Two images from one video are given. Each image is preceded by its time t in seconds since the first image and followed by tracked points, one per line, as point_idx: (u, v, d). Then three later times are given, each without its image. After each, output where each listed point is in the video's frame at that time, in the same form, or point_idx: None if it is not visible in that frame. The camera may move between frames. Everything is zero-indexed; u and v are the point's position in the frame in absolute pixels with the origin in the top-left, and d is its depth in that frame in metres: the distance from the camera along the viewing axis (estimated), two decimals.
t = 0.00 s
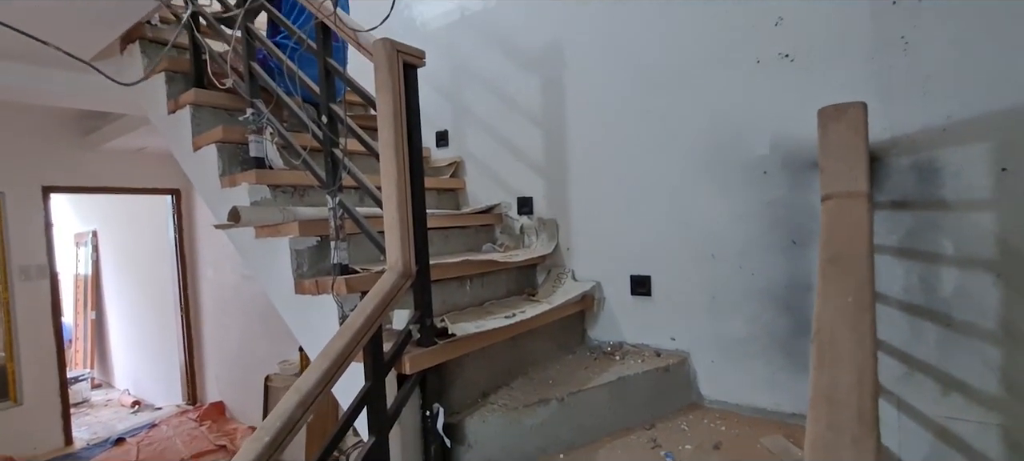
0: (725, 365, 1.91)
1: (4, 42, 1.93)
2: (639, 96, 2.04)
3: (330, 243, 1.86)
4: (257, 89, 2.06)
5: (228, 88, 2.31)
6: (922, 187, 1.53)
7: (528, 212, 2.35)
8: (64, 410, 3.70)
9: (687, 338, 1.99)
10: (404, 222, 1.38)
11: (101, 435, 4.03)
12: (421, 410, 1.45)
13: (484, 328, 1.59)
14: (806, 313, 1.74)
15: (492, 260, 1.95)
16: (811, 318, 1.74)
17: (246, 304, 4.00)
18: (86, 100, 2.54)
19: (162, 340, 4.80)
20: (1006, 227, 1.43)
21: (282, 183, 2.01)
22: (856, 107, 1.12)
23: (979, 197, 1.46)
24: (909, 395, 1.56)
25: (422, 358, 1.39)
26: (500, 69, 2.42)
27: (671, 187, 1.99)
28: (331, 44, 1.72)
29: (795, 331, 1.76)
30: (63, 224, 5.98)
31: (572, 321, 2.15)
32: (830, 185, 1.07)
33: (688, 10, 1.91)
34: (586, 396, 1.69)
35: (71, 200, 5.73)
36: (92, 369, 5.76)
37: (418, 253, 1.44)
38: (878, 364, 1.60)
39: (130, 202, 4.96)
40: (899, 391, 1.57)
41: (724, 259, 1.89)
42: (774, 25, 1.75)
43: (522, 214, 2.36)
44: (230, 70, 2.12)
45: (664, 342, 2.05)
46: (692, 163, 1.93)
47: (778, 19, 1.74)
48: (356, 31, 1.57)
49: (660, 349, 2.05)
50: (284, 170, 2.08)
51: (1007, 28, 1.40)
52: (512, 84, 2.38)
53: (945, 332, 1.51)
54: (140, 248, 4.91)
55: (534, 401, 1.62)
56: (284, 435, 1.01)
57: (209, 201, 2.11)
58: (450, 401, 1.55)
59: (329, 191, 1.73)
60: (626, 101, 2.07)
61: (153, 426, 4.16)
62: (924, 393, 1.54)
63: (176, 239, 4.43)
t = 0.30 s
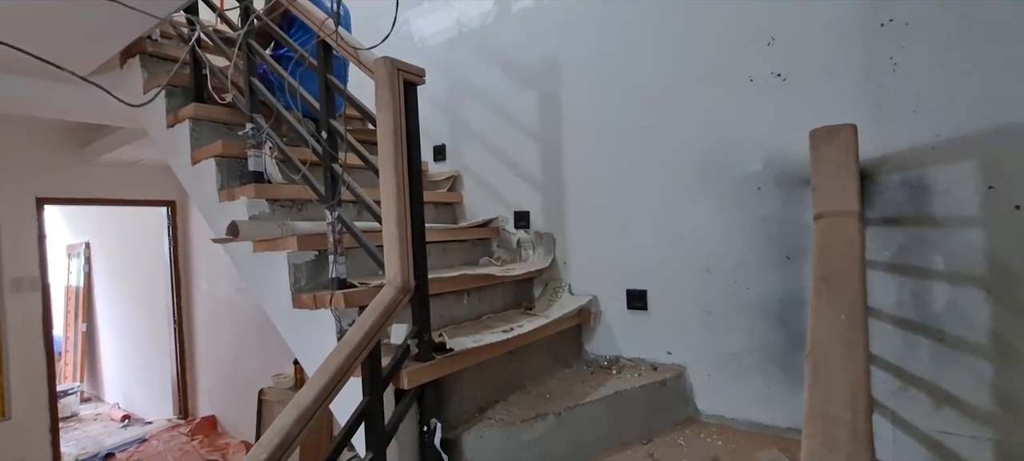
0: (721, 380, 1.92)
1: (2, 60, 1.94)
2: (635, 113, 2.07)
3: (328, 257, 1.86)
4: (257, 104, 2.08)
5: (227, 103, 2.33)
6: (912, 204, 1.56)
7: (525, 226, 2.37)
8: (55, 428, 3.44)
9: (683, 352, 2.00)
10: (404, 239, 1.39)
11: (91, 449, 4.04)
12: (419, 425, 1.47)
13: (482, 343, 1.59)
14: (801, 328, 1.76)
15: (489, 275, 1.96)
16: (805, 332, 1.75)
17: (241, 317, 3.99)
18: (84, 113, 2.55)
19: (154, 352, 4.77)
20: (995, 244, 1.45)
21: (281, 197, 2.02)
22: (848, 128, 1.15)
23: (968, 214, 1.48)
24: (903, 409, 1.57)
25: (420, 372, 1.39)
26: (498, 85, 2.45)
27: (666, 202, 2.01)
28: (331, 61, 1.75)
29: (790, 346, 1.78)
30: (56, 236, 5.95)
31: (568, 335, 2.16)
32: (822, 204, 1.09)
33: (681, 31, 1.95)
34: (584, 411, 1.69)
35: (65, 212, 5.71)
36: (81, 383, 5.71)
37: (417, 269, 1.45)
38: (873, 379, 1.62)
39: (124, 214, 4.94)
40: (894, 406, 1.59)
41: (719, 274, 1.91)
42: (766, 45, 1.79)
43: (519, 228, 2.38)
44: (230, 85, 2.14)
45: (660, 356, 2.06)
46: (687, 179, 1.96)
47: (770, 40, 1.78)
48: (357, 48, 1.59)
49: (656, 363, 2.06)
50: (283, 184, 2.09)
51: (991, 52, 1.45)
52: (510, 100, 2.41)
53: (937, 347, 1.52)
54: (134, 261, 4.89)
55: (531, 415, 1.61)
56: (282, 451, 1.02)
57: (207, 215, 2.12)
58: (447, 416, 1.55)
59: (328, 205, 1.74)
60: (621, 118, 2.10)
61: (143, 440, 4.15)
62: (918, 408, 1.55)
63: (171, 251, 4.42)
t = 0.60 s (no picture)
0: (717, 389, 1.93)
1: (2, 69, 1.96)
2: (631, 124, 2.09)
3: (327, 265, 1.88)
4: (257, 113, 2.10)
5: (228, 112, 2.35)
6: (904, 216, 1.58)
7: (522, 236, 2.39)
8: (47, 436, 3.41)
9: (679, 362, 2.02)
10: (404, 250, 1.41)
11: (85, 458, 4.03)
12: (417, 434, 1.47)
13: (480, 352, 1.60)
14: (795, 338, 1.77)
15: (487, 284, 1.97)
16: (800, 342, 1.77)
17: (237, 324, 3.98)
18: (83, 121, 2.56)
19: (148, 360, 4.75)
20: (984, 257, 1.47)
21: (280, 206, 2.03)
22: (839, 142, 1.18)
23: (959, 226, 1.51)
24: (896, 419, 1.59)
25: (418, 382, 1.40)
26: (496, 96, 2.47)
27: (662, 213, 2.03)
28: (332, 73, 1.77)
29: (785, 356, 1.79)
30: (51, 243, 5.94)
31: (565, 344, 2.17)
32: (814, 217, 1.11)
33: (676, 44, 1.98)
34: (581, 420, 1.70)
35: (61, 219, 5.70)
36: (74, 391, 5.67)
37: (416, 279, 1.46)
38: (866, 389, 1.63)
39: (120, 221, 4.94)
40: (888, 416, 1.60)
41: (715, 284, 1.92)
42: (760, 59, 1.82)
43: (517, 237, 2.40)
44: (231, 94, 2.16)
45: (656, 365, 2.07)
46: (683, 190, 1.98)
47: (764, 54, 1.81)
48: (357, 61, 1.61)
49: (652, 373, 2.07)
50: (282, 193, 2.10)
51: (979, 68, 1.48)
52: (508, 111, 2.43)
53: (930, 357, 1.54)
54: (130, 268, 4.88)
55: (528, 425, 1.61)
56: None
57: (206, 224, 2.13)
58: (445, 425, 1.56)
59: (327, 215, 1.75)
60: (617, 129, 2.13)
61: (137, 449, 4.13)
62: (912, 417, 1.57)
63: (167, 259, 4.42)
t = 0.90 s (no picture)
0: (714, 393, 1.94)
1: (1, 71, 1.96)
2: (628, 128, 2.10)
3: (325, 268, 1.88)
4: (257, 116, 2.10)
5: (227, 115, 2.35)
6: (900, 220, 1.59)
7: (521, 239, 2.39)
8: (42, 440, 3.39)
9: (677, 365, 2.02)
10: (402, 252, 1.41)
11: None
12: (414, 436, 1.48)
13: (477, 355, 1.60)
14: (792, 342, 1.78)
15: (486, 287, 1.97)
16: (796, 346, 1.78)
17: (234, 327, 3.98)
18: (82, 123, 2.56)
19: (144, 363, 4.74)
20: (979, 261, 1.48)
21: (279, 208, 2.03)
22: (834, 147, 1.18)
23: (954, 231, 1.52)
24: (892, 422, 1.60)
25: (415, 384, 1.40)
26: (494, 99, 2.48)
27: (660, 217, 2.04)
28: (332, 76, 1.78)
29: (782, 359, 1.80)
30: (48, 246, 5.92)
31: (562, 348, 2.17)
32: (811, 221, 1.12)
33: (674, 50, 2.00)
34: (578, 424, 1.68)
35: (58, 221, 5.69)
36: (69, 394, 5.65)
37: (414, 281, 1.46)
38: (862, 392, 1.64)
39: (118, 223, 4.93)
40: (884, 419, 1.61)
41: (712, 287, 1.93)
42: (757, 64, 1.83)
43: (515, 240, 2.40)
44: (230, 97, 2.16)
45: (654, 369, 2.07)
46: (681, 194, 1.99)
47: (761, 59, 1.82)
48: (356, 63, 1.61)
49: (650, 376, 2.08)
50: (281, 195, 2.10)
51: (973, 74, 1.49)
52: (507, 114, 2.44)
53: (925, 361, 1.55)
54: (127, 270, 4.87)
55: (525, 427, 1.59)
56: None
57: (205, 226, 2.13)
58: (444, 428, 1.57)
59: (325, 217, 1.75)
60: (614, 134, 2.14)
61: (132, 453, 4.11)
62: (908, 421, 1.57)
63: (165, 262, 4.42)
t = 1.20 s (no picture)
0: (711, 395, 1.94)
1: None
2: (625, 131, 2.11)
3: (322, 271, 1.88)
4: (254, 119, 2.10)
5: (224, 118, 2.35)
6: (894, 223, 1.60)
7: (518, 242, 2.39)
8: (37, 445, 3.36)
9: (674, 367, 2.02)
10: (398, 254, 1.41)
11: None
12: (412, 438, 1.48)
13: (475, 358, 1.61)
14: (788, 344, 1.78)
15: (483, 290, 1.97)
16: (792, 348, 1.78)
17: (231, 331, 3.97)
18: (78, 126, 2.56)
19: (140, 367, 4.73)
20: (974, 263, 1.49)
21: (276, 211, 2.03)
22: (828, 150, 1.19)
23: (948, 233, 1.52)
24: (888, 424, 1.60)
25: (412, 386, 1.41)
26: (491, 103, 2.49)
27: (657, 219, 2.04)
28: (328, 78, 1.78)
29: (778, 361, 1.80)
30: (44, 249, 5.90)
31: (559, 350, 2.17)
32: (806, 223, 1.12)
33: (670, 53, 2.00)
34: (575, 427, 1.68)
35: (54, 224, 5.67)
36: (65, 398, 5.63)
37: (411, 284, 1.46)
38: (858, 394, 1.64)
39: (114, 227, 4.92)
40: (880, 421, 1.61)
41: (709, 290, 1.93)
42: (753, 67, 1.84)
43: (512, 243, 2.40)
44: (228, 100, 2.17)
45: (651, 371, 2.07)
46: (677, 196, 1.99)
47: (757, 62, 1.83)
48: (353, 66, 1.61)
49: (647, 379, 2.08)
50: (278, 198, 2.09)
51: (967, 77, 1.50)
52: (504, 117, 2.45)
53: (921, 363, 1.55)
54: (123, 274, 4.86)
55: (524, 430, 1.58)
56: None
57: (202, 229, 2.13)
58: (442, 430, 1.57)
59: (322, 219, 1.75)
60: (611, 136, 2.14)
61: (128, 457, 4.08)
62: (904, 422, 1.58)
63: (161, 265, 4.40)
